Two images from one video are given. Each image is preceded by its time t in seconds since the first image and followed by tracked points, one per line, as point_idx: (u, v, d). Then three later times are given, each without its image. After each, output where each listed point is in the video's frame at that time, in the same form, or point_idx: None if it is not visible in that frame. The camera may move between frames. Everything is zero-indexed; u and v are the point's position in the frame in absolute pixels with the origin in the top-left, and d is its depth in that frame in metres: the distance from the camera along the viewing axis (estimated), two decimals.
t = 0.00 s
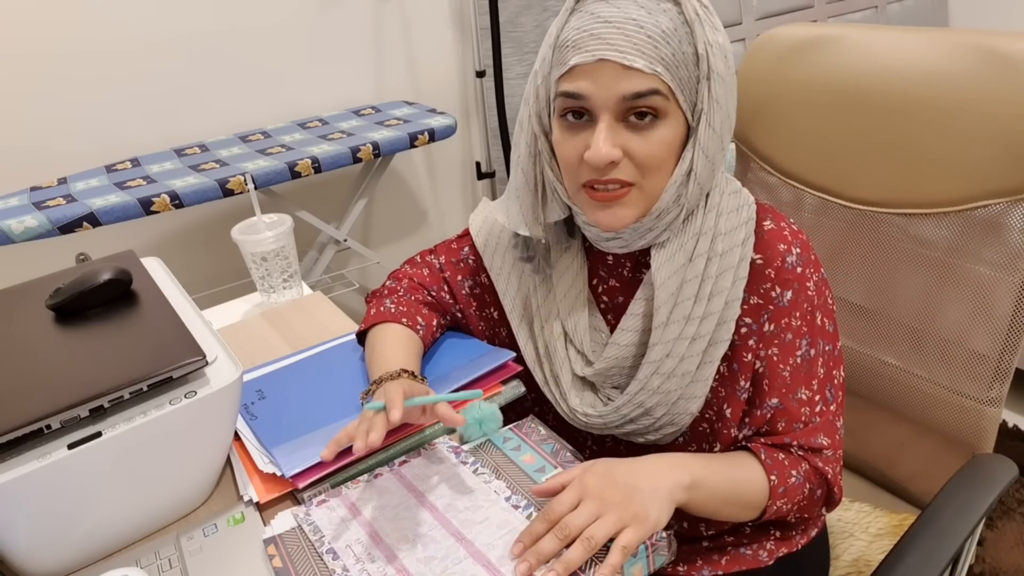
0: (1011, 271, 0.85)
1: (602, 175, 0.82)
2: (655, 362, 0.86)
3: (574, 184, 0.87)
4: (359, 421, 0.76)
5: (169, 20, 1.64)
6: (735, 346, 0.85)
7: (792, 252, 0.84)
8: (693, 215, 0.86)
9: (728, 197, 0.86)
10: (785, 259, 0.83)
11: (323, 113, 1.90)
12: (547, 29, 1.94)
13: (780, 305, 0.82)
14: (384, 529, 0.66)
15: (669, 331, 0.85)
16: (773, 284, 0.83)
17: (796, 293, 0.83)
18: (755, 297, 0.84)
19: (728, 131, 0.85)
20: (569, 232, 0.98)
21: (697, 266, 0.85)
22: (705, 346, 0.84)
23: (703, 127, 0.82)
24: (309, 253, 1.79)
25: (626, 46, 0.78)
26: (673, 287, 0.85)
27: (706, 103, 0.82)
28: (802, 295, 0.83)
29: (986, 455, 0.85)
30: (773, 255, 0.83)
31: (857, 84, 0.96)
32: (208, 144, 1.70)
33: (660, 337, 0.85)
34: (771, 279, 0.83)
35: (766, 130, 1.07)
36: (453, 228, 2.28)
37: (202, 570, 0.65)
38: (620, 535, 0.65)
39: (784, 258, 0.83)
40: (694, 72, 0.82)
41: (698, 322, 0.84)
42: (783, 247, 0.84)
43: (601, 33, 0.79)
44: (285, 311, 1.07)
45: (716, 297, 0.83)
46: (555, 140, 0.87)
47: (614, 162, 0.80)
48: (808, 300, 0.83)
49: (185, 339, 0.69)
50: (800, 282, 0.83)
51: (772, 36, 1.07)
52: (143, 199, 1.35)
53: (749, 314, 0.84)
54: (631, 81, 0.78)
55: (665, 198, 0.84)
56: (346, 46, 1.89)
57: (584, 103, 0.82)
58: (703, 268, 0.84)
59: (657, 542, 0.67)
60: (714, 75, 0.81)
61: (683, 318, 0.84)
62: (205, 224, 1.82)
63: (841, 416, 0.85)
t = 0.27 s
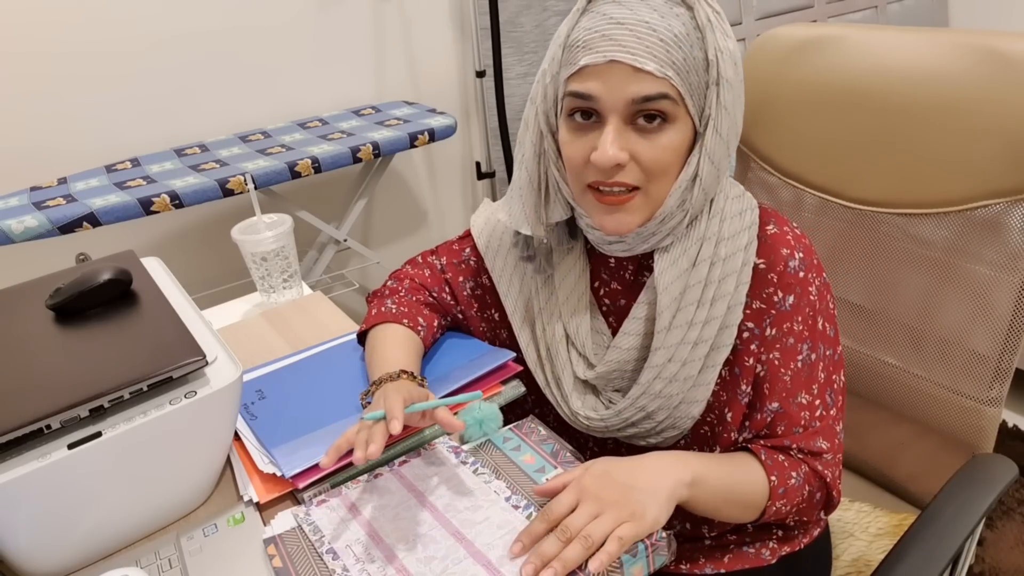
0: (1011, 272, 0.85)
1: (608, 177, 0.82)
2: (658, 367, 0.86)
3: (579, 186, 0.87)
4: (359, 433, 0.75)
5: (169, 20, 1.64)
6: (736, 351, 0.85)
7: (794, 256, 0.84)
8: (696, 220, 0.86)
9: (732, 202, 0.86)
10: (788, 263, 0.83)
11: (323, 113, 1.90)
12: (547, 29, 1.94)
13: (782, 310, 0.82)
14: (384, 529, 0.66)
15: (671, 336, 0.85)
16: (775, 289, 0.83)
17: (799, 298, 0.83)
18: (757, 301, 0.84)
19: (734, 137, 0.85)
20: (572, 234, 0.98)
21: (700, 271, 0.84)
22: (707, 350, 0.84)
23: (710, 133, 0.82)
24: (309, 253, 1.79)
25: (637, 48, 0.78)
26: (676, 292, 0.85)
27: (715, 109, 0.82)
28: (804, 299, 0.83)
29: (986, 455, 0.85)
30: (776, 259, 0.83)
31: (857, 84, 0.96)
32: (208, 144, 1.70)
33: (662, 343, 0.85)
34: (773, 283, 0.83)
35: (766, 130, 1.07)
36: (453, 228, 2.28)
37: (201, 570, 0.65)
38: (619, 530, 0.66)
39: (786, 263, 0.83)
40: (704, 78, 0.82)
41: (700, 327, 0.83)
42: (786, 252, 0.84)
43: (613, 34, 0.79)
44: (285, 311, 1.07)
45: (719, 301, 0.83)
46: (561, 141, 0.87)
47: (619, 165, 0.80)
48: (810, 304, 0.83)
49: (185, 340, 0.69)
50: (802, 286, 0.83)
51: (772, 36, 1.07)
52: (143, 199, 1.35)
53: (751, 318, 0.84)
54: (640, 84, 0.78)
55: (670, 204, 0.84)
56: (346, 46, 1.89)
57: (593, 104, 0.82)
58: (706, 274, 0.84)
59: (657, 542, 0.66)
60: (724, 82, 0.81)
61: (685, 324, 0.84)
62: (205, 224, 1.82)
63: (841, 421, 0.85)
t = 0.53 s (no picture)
0: (1010, 271, 0.85)
1: (611, 172, 0.82)
2: (656, 367, 0.86)
3: (583, 185, 0.86)
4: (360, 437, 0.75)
5: (169, 20, 1.64)
6: (735, 351, 0.85)
7: (795, 257, 0.83)
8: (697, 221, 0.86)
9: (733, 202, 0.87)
10: (788, 265, 0.83)
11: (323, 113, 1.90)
12: (546, 29, 1.94)
13: (783, 312, 0.82)
14: (384, 529, 0.66)
15: (671, 336, 0.85)
16: (776, 290, 0.83)
17: (799, 299, 0.82)
18: (757, 302, 0.84)
19: (736, 138, 0.85)
20: (572, 234, 0.98)
21: (700, 271, 0.84)
22: (707, 350, 0.84)
23: (712, 131, 0.82)
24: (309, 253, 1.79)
25: (644, 41, 0.78)
26: (676, 292, 0.85)
27: (718, 108, 0.82)
28: (805, 301, 0.82)
29: (986, 455, 0.85)
30: (776, 260, 0.84)
31: (857, 84, 0.96)
32: (208, 144, 1.70)
33: (661, 342, 0.85)
34: (774, 284, 0.83)
35: (766, 130, 1.07)
36: (453, 228, 2.28)
37: (202, 570, 0.65)
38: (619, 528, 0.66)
39: (787, 264, 0.83)
40: (709, 76, 0.82)
41: (699, 327, 0.84)
42: (787, 252, 0.84)
43: (620, 28, 0.79)
44: (285, 311, 1.07)
45: (719, 301, 0.83)
46: (565, 136, 0.87)
47: (624, 159, 0.80)
48: (811, 306, 0.83)
49: (185, 340, 0.69)
50: (803, 288, 0.83)
51: (772, 36, 1.07)
52: (143, 199, 1.35)
53: (751, 319, 0.84)
54: (646, 77, 0.78)
55: (672, 202, 0.84)
56: (346, 46, 1.88)
57: (597, 96, 0.82)
58: (706, 274, 0.84)
59: (657, 542, 0.66)
60: (728, 81, 0.81)
61: (684, 324, 0.84)
62: (205, 224, 1.82)
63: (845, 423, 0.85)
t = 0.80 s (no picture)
0: (1011, 272, 0.85)
1: (615, 167, 0.82)
2: (662, 371, 0.86)
3: (588, 182, 0.86)
4: (359, 436, 0.75)
5: (169, 20, 1.64)
6: (742, 354, 0.84)
7: (802, 259, 0.83)
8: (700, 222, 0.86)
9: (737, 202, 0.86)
10: (795, 267, 0.83)
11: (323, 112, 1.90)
12: (546, 29, 1.94)
13: (789, 315, 0.82)
14: (384, 529, 0.66)
15: (676, 339, 0.85)
16: (782, 293, 0.83)
17: (806, 302, 0.82)
18: (762, 305, 0.83)
19: (742, 136, 0.85)
20: (573, 234, 0.98)
21: (705, 272, 0.84)
22: (713, 353, 0.84)
23: (720, 128, 0.82)
24: (309, 253, 1.79)
25: (651, 36, 0.78)
26: (680, 294, 0.85)
27: (725, 105, 0.82)
28: (811, 304, 0.82)
29: (986, 455, 0.85)
30: (782, 262, 0.83)
31: (857, 84, 0.96)
32: (208, 144, 1.70)
33: (666, 346, 0.85)
34: (779, 287, 0.83)
35: (767, 130, 1.07)
36: (453, 228, 2.28)
37: (202, 570, 0.65)
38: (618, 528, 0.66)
39: (793, 266, 0.83)
40: (715, 72, 0.82)
41: (705, 330, 0.84)
42: (793, 255, 0.83)
43: (627, 22, 0.79)
44: (285, 311, 1.07)
45: (725, 303, 0.83)
46: (570, 131, 0.87)
47: (628, 154, 0.80)
48: (817, 308, 0.82)
49: (185, 340, 0.69)
50: (810, 290, 0.83)
51: (772, 36, 1.07)
52: (143, 199, 1.35)
53: (756, 322, 0.84)
54: (653, 71, 0.78)
55: (676, 199, 0.83)
56: (346, 46, 1.88)
57: (603, 91, 0.81)
58: (711, 275, 0.84)
59: (657, 542, 0.66)
60: (734, 77, 0.81)
61: (690, 326, 0.84)
62: (205, 224, 1.82)
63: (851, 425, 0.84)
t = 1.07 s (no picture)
0: (1011, 272, 0.85)
1: (612, 175, 0.82)
2: (665, 376, 0.85)
3: (582, 185, 0.87)
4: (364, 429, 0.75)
5: (169, 20, 1.64)
6: (745, 357, 0.84)
7: (803, 260, 0.83)
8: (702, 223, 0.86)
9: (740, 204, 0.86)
10: (797, 267, 0.83)
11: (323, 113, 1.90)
12: (546, 29, 1.94)
13: (792, 316, 0.82)
14: (384, 529, 0.66)
15: (678, 343, 0.84)
16: (784, 294, 0.82)
17: (808, 303, 0.82)
18: (765, 307, 0.83)
19: (743, 139, 0.85)
20: (572, 236, 0.99)
21: (707, 276, 0.84)
22: (715, 357, 0.84)
23: (719, 134, 0.82)
24: (309, 253, 1.79)
25: (648, 42, 0.78)
26: (681, 297, 0.85)
27: (725, 110, 0.82)
28: (814, 305, 0.82)
29: (987, 455, 0.85)
30: (784, 263, 0.83)
31: (857, 84, 0.96)
32: (208, 144, 1.70)
33: (669, 351, 0.85)
34: (782, 288, 0.82)
35: (767, 130, 1.07)
36: (453, 229, 2.28)
37: (201, 570, 0.65)
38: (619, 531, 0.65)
39: (795, 267, 0.83)
40: (715, 77, 0.82)
41: (708, 333, 0.83)
42: (795, 255, 0.83)
43: (624, 28, 0.79)
44: (285, 311, 1.07)
45: (727, 306, 0.83)
46: (566, 136, 0.87)
47: (625, 163, 0.80)
48: (820, 310, 0.82)
49: (185, 340, 0.69)
50: (812, 291, 0.82)
51: (773, 36, 1.07)
52: (143, 199, 1.35)
53: (759, 324, 0.83)
54: (650, 80, 0.78)
55: (674, 205, 0.84)
56: (345, 46, 1.88)
57: (599, 99, 0.81)
58: (713, 278, 0.84)
59: (657, 542, 0.66)
60: (735, 82, 0.81)
61: (693, 330, 0.84)
62: (205, 224, 1.82)
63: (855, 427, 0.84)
